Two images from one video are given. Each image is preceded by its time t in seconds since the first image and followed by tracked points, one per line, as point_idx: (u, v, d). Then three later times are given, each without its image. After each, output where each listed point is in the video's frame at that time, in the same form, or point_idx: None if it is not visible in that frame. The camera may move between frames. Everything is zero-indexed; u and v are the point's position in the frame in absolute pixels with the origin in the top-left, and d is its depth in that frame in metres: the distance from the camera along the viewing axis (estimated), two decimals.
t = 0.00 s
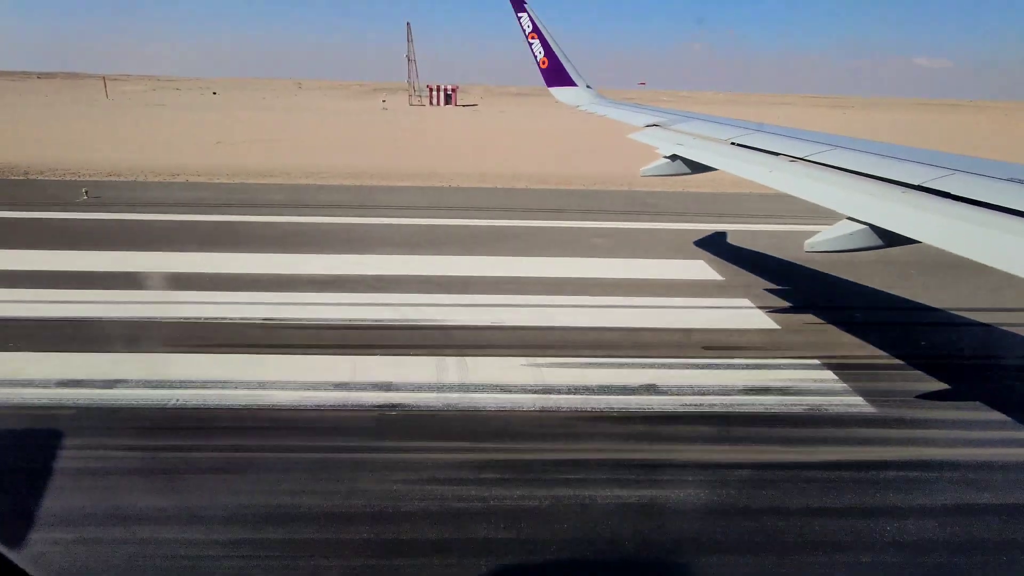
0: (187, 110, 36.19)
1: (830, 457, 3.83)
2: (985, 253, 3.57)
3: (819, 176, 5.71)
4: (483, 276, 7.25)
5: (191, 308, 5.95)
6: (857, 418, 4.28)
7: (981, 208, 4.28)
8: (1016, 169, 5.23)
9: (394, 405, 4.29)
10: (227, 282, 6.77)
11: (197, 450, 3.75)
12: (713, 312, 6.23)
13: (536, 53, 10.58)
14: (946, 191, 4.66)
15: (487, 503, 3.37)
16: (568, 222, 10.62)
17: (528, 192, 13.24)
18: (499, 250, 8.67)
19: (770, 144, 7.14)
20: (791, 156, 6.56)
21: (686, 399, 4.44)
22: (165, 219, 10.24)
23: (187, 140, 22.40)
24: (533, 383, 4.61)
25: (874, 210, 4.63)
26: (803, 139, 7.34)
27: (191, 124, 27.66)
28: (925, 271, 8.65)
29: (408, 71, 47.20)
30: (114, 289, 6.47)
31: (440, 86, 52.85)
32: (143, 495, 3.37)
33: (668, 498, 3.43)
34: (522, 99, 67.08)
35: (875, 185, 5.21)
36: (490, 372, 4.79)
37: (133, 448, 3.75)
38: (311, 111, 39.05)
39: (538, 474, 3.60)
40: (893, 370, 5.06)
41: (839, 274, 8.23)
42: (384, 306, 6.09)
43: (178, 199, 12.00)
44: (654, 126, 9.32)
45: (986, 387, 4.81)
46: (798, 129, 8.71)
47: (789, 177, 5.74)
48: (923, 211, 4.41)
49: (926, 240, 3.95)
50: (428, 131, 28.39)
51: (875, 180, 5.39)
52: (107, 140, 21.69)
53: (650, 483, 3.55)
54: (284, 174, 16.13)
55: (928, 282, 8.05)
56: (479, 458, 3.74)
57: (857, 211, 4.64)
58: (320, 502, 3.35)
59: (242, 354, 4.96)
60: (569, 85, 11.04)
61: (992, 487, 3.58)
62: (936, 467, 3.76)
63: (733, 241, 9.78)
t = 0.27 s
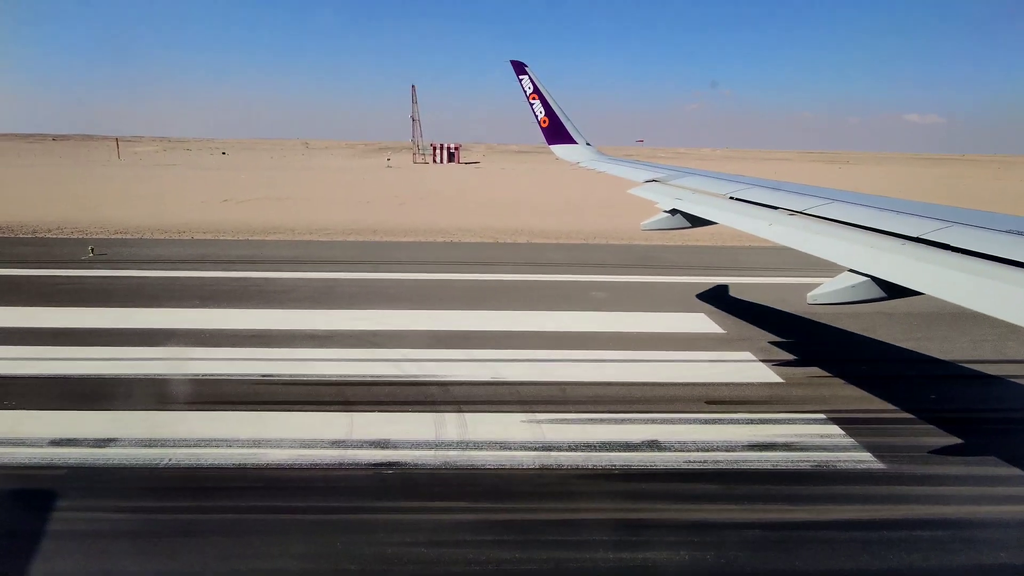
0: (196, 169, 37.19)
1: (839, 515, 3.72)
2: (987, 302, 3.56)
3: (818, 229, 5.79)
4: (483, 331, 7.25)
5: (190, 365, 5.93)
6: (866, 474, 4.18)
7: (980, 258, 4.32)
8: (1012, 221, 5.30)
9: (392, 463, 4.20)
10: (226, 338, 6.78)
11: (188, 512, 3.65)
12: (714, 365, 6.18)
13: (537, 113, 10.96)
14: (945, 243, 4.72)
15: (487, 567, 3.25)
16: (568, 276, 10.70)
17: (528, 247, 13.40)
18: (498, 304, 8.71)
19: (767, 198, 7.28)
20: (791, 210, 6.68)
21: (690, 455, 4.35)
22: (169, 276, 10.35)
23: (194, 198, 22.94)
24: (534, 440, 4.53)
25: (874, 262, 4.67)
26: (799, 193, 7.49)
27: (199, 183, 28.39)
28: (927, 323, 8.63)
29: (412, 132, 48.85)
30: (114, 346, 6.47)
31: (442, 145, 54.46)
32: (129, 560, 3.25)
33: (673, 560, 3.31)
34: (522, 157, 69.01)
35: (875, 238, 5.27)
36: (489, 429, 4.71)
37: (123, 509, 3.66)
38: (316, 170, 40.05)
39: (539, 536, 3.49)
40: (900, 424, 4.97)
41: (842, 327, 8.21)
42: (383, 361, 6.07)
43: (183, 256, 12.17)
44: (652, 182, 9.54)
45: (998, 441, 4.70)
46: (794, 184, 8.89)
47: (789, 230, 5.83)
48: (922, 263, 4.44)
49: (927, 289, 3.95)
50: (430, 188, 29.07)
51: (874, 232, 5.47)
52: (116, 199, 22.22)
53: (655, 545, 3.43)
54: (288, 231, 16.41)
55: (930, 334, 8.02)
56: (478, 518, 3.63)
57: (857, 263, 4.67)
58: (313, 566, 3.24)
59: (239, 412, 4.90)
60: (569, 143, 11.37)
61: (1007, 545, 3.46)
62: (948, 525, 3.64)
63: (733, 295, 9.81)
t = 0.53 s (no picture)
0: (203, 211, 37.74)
1: (846, 562, 3.61)
2: (991, 341, 3.54)
3: (820, 269, 5.83)
4: (483, 372, 7.21)
5: (186, 406, 5.89)
6: (874, 520, 4.07)
7: (982, 298, 4.32)
8: (1014, 261, 5.32)
9: (387, 508, 4.11)
10: (224, 380, 6.74)
11: (177, 558, 3.56)
12: (716, 407, 6.10)
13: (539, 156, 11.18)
14: (948, 283, 4.74)
15: None
16: (568, 317, 10.70)
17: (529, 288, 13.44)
18: (498, 345, 8.68)
19: (767, 239, 7.34)
20: (792, 251, 6.73)
21: (692, 499, 4.25)
22: (170, 316, 10.38)
23: (198, 240, 23.21)
24: (533, 483, 4.44)
25: (876, 301, 4.67)
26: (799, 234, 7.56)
27: (204, 225, 28.78)
28: (931, 363, 8.56)
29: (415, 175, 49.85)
30: (111, 387, 6.44)
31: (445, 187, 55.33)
32: None
33: None
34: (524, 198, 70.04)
35: (877, 278, 5.30)
36: (488, 472, 4.63)
37: (110, 555, 3.57)
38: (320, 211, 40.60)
39: None
40: (907, 467, 4.87)
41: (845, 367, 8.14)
42: (382, 403, 6.02)
43: (185, 297, 12.23)
44: (653, 223, 9.64)
45: (1010, 485, 4.60)
46: (793, 225, 8.98)
47: (791, 270, 5.86)
48: (924, 303, 4.44)
49: (930, 329, 3.94)
50: (431, 230, 29.36)
51: (877, 272, 5.50)
52: (122, 240, 22.51)
53: None
54: (290, 272, 16.53)
55: (934, 375, 7.94)
56: (475, 566, 3.53)
57: (859, 302, 4.67)
58: None
59: (234, 454, 4.83)
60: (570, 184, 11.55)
61: None
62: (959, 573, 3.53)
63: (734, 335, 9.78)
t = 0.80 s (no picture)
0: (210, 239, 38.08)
1: None
2: (999, 370, 3.50)
3: (825, 298, 5.83)
4: (484, 400, 7.17)
5: (184, 434, 5.85)
6: (882, 554, 3.97)
7: (987, 328, 4.30)
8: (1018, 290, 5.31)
9: (384, 539, 4.04)
10: (224, 408, 6.72)
11: None
12: (720, 437, 6.03)
13: (543, 185, 11.30)
14: (953, 312, 4.72)
15: None
16: (570, 345, 10.66)
17: (531, 317, 13.44)
18: (500, 373, 8.64)
19: (771, 269, 7.35)
20: (796, 279, 6.74)
21: (695, 533, 4.17)
22: (172, 343, 10.40)
23: (204, 267, 23.39)
24: (532, 515, 4.37)
25: (881, 331, 4.64)
26: (803, 263, 7.57)
27: (210, 252, 29.07)
28: (937, 393, 8.46)
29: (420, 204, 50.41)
30: (110, 415, 6.42)
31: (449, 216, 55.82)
32: None
33: None
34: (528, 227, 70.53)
35: (882, 307, 5.29)
36: (486, 503, 4.56)
37: None
38: (325, 239, 40.89)
39: None
40: (915, 500, 4.77)
41: (851, 397, 8.06)
42: (381, 432, 5.97)
43: (188, 324, 12.27)
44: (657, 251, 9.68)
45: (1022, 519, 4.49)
46: (796, 254, 9.00)
47: (796, 299, 5.87)
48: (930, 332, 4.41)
49: (936, 358, 3.90)
50: (435, 258, 29.52)
51: (882, 301, 5.49)
52: (128, 268, 22.71)
53: None
54: (294, 299, 16.59)
55: (941, 405, 7.84)
56: None
57: (864, 332, 4.64)
58: None
59: (231, 484, 4.78)
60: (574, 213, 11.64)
61: None
62: None
63: (738, 364, 9.71)
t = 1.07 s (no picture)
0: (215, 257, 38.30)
1: None
2: (1008, 389, 3.45)
3: (831, 316, 5.81)
4: (486, 419, 7.13)
5: (184, 452, 5.83)
6: None
7: (993, 347, 4.27)
8: None
9: (383, 560, 3.99)
10: (226, 426, 6.71)
11: None
12: (723, 457, 5.97)
13: (547, 204, 11.36)
14: (960, 331, 4.69)
15: None
16: (573, 364, 10.62)
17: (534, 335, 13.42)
18: (502, 392, 8.61)
19: (776, 287, 7.34)
20: (802, 298, 6.72)
21: (698, 555, 4.11)
22: (175, 361, 10.42)
23: (208, 285, 23.49)
24: (533, 536, 4.32)
25: (888, 349, 4.60)
26: (808, 282, 7.55)
27: (214, 270, 29.21)
28: (943, 413, 8.37)
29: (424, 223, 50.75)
30: (111, 433, 6.42)
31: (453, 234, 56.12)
32: None
33: None
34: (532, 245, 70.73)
35: (889, 326, 5.26)
36: (486, 523, 4.51)
37: None
38: (329, 258, 41.08)
39: None
40: (922, 522, 4.69)
41: (857, 417, 7.98)
42: (382, 451, 5.94)
43: (191, 342, 12.30)
44: (661, 270, 9.69)
45: None
46: (801, 273, 8.99)
47: (801, 318, 5.85)
48: (938, 351, 4.36)
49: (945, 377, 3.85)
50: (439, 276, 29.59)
51: (888, 320, 5.46)
52: (133, 285, 22.84)
53: None
54: (297, 317, 16.63)
55: (947, 425, 7.76)
56: None
57: (871, 351, 4.60)
58: None
59: (230, 503, 4.75)
60: (578, 232, 11.68)
61: None
62: None
63: (742, 383, 9.65)
